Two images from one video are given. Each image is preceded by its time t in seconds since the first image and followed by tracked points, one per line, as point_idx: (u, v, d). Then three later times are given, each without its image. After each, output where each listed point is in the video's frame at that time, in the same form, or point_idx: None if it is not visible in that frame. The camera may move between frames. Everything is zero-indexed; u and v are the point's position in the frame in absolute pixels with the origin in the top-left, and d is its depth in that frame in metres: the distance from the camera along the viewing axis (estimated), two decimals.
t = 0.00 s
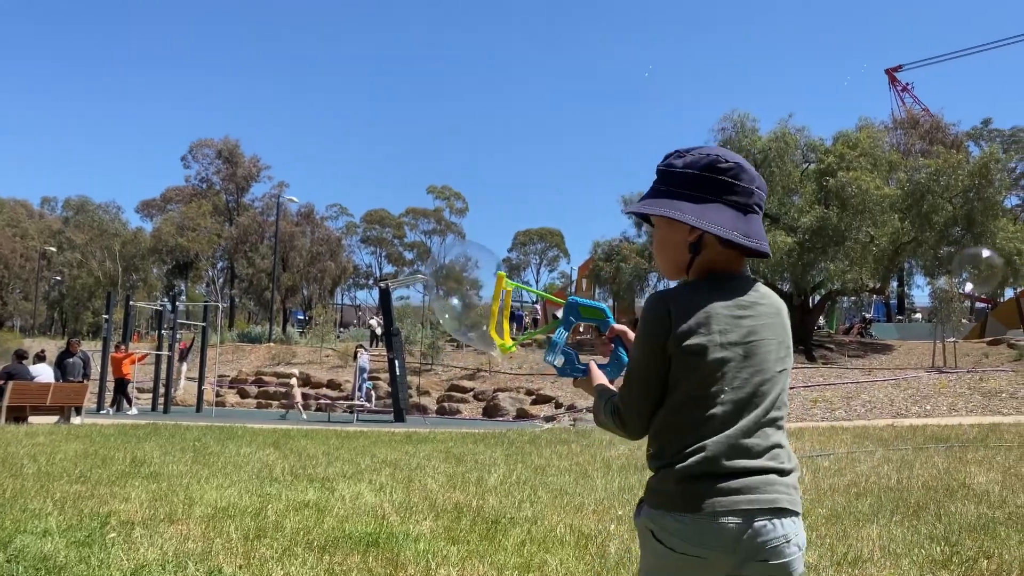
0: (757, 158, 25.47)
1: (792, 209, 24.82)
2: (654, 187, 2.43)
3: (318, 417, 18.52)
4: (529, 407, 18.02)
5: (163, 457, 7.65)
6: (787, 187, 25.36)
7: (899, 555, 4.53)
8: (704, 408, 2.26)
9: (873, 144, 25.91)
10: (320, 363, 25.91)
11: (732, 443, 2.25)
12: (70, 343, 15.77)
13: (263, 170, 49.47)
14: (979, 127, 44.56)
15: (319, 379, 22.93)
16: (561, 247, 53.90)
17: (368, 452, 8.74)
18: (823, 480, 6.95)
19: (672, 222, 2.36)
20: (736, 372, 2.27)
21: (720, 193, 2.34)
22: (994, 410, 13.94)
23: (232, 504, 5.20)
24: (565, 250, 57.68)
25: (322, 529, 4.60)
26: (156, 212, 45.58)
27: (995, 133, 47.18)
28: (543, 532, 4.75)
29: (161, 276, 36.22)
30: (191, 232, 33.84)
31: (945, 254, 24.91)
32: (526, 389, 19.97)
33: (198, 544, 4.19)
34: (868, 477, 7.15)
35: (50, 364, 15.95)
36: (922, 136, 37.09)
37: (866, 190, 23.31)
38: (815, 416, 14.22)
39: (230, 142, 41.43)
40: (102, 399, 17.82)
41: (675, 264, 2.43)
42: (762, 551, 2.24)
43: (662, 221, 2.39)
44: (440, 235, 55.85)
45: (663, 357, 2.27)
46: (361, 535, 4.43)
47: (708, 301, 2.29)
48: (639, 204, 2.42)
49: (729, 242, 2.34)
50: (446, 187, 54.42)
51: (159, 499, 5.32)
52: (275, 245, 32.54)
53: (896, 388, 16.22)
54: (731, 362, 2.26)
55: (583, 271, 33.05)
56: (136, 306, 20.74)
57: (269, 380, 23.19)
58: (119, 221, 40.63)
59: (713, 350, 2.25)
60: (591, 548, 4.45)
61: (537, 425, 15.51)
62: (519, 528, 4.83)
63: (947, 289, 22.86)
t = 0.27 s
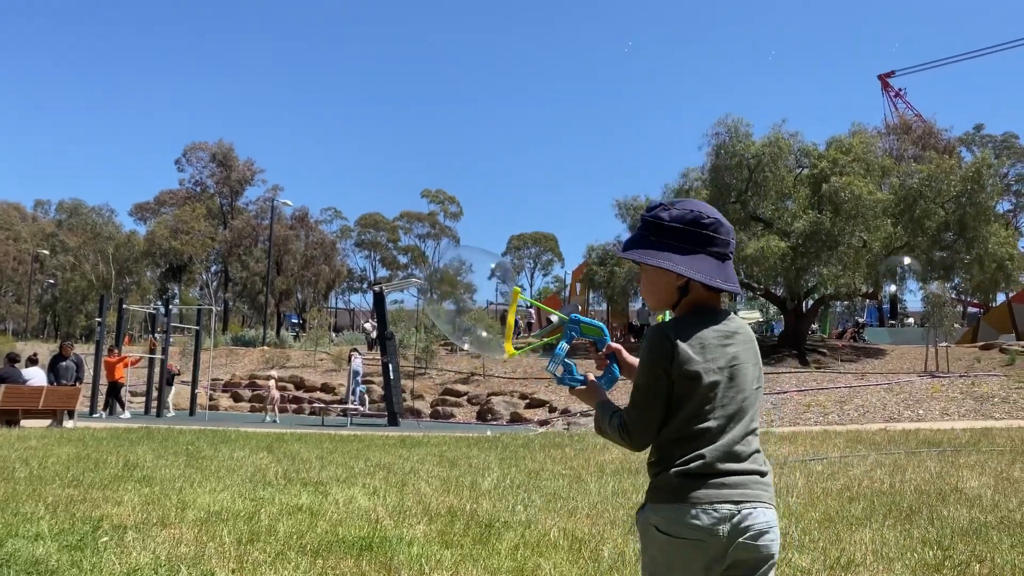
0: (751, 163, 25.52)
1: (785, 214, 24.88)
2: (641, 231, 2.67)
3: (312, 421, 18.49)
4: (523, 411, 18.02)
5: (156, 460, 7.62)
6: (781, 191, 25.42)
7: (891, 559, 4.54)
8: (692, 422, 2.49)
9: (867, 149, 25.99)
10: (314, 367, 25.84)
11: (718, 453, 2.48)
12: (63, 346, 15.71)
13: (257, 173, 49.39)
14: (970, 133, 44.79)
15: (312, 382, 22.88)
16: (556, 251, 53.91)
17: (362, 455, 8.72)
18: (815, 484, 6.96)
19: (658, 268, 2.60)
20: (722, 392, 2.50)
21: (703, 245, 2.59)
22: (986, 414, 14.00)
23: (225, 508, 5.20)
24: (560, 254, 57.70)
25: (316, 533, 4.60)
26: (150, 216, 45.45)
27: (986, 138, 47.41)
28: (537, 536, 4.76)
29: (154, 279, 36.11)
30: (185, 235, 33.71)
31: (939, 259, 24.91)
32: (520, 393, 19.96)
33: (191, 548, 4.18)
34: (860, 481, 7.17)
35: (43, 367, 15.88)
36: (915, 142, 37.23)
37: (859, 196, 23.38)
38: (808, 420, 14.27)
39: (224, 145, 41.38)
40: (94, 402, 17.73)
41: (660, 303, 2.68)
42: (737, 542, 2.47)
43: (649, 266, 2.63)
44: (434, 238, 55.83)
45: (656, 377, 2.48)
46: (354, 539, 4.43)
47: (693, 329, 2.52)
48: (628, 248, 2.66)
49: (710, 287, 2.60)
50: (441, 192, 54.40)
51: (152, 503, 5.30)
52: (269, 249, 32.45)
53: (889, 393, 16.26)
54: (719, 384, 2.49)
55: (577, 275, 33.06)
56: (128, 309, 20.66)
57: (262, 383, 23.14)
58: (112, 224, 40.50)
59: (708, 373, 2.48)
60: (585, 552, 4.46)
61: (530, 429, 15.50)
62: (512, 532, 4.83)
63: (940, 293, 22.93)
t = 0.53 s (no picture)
0: (748, 165, 25.59)
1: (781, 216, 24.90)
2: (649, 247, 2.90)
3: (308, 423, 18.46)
4: (519, 413, 18.02)
5: (152, 462, 7.61)
6: (777, 194, 25.47)
7: (888, 560, 4.54)
8: (701, 423, 2.66)
9: (862, 151, 26.04)
10: (310, 368, 25.82)
11: (725, 450, 2.68)
12: (59, 348, 15.68)
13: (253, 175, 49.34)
14: (964, 135, 44.97)
15: (308, 384, 22.86)
16: (552, 253, 53.94)
17: (358, 457, 8.71)
18: (811, 486, 6.97)
19: (672, 282, 2.79)
20: (723, 393, 2.69)
21: (709, 264, 2.82)
22: (981, 416, 14.03)
23: (221, 510, 5.19)
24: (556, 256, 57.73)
25: (313, 534, 4.60)
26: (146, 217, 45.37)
27: (981, 140, 47.57)
28: (533, 538, 4.76)
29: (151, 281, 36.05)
30: (181, 237, 33.62)
31: (934, 261, 25.02)
32: (516, 394, 19.97)
33: (187, 550, 4.17)
34: (856, 482, 7.18)
35: (39, 369, 15.85)
36: (910, 144, 37.34)
37: (855, 198, 23.43)
38: (804, 422, 14.29)
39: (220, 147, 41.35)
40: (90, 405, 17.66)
41: (665, 313, 2.85)
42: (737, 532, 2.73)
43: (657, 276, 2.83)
44: (431, 240, 55.81)
45: (673, 387, 2.59)
46: (350, 541, 4.42)
47: (702, 333, 2.70)
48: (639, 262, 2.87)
49: (714, 302, 2.82)
50: (437, 193, 54.40)
51: (147, 505, 5.30)
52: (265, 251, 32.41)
53: (885, 395, 16.28)
54: (722, 386, 2.68)
55: (573, 277, 33.08)
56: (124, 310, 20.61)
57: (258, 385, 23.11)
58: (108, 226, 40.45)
59: (721, 372, 2.68)
60: (581, 554, 4.45)
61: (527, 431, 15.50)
62: (508, 534, 4.83)
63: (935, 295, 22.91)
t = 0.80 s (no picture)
0: (746, 165, 25.60)
1: (779, 216, 24.91)
2: (689, 232, 3.63)
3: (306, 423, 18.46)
4: (517, 413, 18.01)
5: (151, 462, 7.61)
6: (775, 194, 25.47)
7: (886, 560, 4.55)
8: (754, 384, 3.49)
9: (859, 151, 26.02)
10: (308, 369, 25.81)
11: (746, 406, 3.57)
12: (57, 348, 15.67)
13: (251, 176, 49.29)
14: (961, 135, 45.02)
15: (307, 385, 22.85)
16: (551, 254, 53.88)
17: (356, 457, 8.71)
18: (810, 485, 6.99)
19: (714, 264, 3.57)
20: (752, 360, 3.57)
21: (734, 244, 3.62)
22: (978, 415, 14.05)
23: (219, 510, 5.19)
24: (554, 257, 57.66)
25: (311, 534, 4.60)
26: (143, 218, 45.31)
27: (978, 140, 47.62)
28: (531, 537, 4.77)
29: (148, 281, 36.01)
30: (179, 237, 33.53)
31: (931, 261, 25.19)
32: (515, 394, 19.98)
33: (185, 550, 4.17)
34: (855, 482, 7.19)
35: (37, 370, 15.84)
36: (908, 144, 37.36)
37: (853, 198, 23.43)
38: (803, 422, 14.30)
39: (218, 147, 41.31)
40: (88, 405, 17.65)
41: (699, 288, 3.62)
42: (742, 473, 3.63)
43: (696, 256, 3.58)
44: (429, 241, 55.75)
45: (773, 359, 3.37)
46: (349, 541, 4.42)
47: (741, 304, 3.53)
48: (685, 241, 3.59)
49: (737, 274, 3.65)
50: (435, 194, 54.37)
51: (146, 505, 5.29)
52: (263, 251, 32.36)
53: (883, 394, 16.29)
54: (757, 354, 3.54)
55: (572, 277, 33.06)
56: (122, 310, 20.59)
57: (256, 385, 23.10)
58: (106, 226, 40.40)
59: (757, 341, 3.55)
60: (580, 553, 4.46)
61: (525, 431, 15.49)
62: (507, 534, 4.84)
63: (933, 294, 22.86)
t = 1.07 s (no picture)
0: (744, 164, 25.58)
1: (777, 214, 24.94)
2: (745, 239, 3.87)
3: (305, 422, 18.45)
4: (517, 412, 18.01)
5: (150, 462, 7.62)
6: (773, 192, 25.46)
7: (885, 557, 4.56)
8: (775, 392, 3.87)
9: (857, 149, 26.03)
10: (307, 368, 25.83)
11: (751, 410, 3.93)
12: (56, 347, 15.65)
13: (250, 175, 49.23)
14: (959, 133, 45.09)
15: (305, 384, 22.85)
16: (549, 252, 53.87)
17: (354, 456, 8.71)
18: (809, 483, 7.00)
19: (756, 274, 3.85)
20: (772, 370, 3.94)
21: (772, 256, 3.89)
22: (977, 412, 14.07)
23: (218, 509, 5.19)
24: (552, 255, 57.63)
25: (310, 533, 4.60)
26: (142, 218, 45.28)
27: (976, 138, 47.65)
28: (530, 535, 4.77)
29: (146, 281, 35.97)
30: (178, 236, 33.45)
31: (929, 259, 25.36)
32: (514, 393, 19.99)
33: (184, 549, 4.17)
34: (853, 479, 7.19)
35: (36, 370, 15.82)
36: (905, 142, 37.40)
37: (851, 196, 23.44)
38: (802, 420, 14.32)
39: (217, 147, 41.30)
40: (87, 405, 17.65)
41: (739, 295, 3.91)
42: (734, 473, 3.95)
43: (744, 263, 3.84)
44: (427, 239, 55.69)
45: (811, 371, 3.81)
46: (348, 540, 4.42)
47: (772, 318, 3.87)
48: (740, 247, 3.82)
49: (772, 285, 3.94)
50: (434, 193, 54.35)
51: (145, 505, 5.30)
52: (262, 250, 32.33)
53: (881, 392, 16.31)
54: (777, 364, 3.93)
55: (570, 277, 33.04)
56: (121, 310, 20.59)
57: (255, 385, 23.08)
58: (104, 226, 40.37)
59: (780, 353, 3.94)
60: (579, 551, 4.48)
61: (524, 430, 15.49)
62: (506, 532, 4.83)
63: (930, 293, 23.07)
